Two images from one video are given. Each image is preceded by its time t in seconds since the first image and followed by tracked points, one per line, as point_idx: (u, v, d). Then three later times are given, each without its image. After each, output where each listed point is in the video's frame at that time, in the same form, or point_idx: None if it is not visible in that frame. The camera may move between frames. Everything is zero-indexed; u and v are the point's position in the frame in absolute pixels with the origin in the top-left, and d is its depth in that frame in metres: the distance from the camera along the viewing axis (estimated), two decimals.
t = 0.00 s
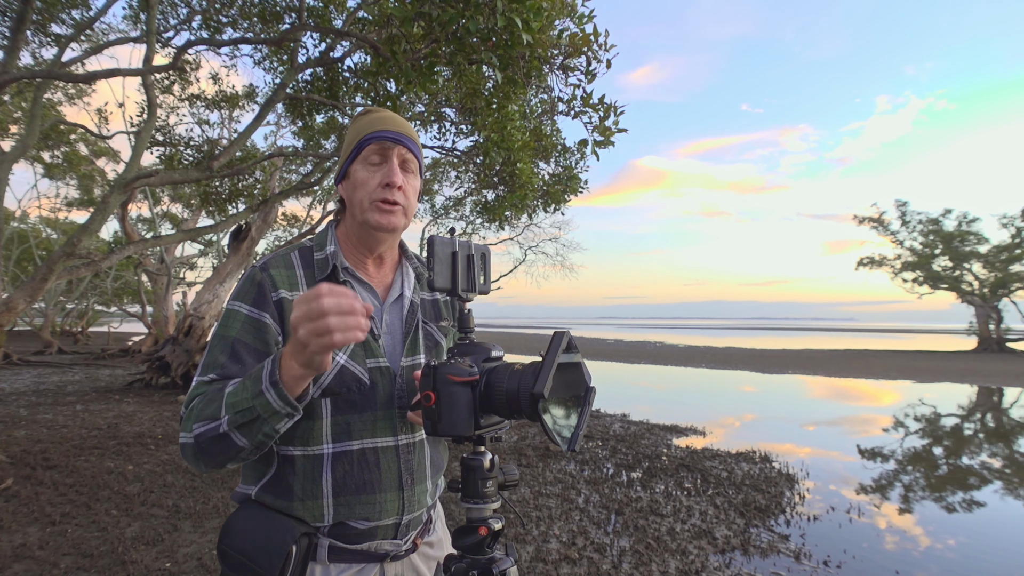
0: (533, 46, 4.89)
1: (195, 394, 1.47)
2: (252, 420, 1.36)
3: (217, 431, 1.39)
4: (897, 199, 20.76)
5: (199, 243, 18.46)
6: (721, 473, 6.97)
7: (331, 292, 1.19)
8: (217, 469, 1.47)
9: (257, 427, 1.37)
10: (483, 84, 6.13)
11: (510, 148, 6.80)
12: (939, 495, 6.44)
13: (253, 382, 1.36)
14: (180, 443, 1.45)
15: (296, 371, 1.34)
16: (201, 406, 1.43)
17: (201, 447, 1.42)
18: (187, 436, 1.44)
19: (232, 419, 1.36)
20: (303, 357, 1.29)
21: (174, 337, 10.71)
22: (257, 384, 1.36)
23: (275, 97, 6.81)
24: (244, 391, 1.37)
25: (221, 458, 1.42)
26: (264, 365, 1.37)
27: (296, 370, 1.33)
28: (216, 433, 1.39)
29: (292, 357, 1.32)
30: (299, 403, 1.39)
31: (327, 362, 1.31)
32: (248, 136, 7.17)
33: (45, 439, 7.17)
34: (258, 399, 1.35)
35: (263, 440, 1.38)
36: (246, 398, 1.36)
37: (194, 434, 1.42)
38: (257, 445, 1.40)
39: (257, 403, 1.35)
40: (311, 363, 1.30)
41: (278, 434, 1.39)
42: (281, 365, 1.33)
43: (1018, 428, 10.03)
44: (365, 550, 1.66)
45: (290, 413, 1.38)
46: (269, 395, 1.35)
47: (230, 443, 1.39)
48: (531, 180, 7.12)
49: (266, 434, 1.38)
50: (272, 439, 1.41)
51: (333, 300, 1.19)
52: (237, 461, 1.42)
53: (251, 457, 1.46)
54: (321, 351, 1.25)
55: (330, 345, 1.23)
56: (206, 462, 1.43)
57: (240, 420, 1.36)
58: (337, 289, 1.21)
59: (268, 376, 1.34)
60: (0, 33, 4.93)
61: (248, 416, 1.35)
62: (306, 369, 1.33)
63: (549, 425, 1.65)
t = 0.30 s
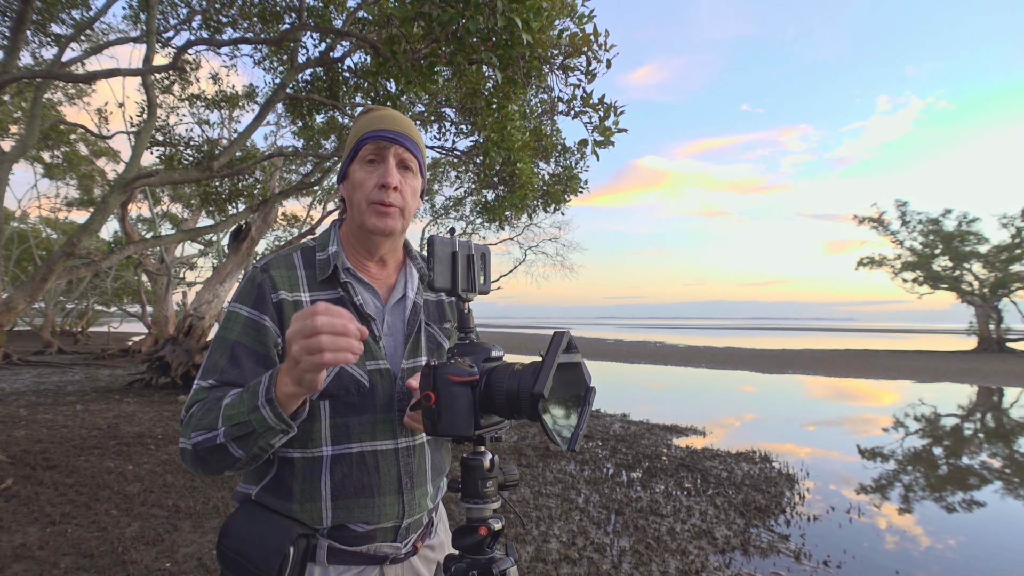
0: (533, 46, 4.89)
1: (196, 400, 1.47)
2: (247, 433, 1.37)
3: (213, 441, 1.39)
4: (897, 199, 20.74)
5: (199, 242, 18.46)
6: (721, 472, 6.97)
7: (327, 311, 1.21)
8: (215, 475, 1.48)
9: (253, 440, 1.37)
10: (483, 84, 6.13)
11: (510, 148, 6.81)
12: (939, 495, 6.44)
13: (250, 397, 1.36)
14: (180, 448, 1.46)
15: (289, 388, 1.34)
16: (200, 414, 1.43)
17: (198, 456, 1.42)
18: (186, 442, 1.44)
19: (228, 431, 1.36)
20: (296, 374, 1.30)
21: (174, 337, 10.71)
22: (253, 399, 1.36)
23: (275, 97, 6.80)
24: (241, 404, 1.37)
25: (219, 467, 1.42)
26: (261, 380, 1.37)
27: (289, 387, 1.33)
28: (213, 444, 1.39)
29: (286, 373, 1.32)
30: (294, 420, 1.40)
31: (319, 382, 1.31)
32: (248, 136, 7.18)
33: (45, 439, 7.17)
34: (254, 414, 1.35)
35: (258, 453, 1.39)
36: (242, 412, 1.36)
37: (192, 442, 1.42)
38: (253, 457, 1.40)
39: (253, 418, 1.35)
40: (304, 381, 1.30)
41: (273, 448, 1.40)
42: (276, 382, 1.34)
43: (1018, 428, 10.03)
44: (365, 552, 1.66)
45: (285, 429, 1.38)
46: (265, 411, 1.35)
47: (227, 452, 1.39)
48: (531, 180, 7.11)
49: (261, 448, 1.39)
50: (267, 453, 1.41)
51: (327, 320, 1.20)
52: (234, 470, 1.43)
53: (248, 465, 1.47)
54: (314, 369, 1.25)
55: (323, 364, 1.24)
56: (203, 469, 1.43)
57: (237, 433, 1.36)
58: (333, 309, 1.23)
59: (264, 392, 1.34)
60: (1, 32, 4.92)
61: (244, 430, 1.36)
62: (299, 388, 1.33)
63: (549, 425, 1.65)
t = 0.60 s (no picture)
0: (533, 46, 4.89)
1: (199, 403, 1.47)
2: (249, 442, 1.37)
3: (216, 448, 1.39)
4: (897, 199, 20.73)
5: (199, 243, 18.46)
6: (721, 473, 6.97)
7: (330, 338, 1.22)
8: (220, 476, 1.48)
9: (256, 448, 1.38)
10: (483, 84, 6.13)
11: (510, 148, 6.80)
12: (939, 495, 6.43)
13: (250, 408, 1.35)
14: (183, 451, 1.46)
15: (290, 404, 1.34)
16: (202, 420, 1.43)
17: (202, 460, 1.42)
18: (189, 446, 1.45)
19: (231, 439, 1.36)
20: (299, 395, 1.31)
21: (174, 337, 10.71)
22: (254, 409, 1.35)
23: (275, 97, 6.80)
24: (242, 414, 1.36)
25: (222, 472, 1.43)
26: (261, 391, 1.36)
27: (290, 404, 1.34)
28: (216, 451, 1.39)
29: (288, 390, 1.32)
30: (295, 429, 1.40)
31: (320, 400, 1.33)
32: (248, 136, 7.18)
33: (45, 439, 7.17)
34: (255, 424, 1.35)
35: (261, 460, 1.39)
36: (244, 422, 1.36)
37: (195, 447, 1.42)
38: (256, 463, 1.41)
39: (254, 428, 1.35)
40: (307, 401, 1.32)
41: (275, 455, 1.40)
42: (278, 394, 1.34)
43: (1018, 428, 10.03)
44: (366, 552, 1.66)
45: (286, 438, 1.39)
46: (266, 423, 1.35)
47: (230, 459, 1.40)
48: (532, 180, 7.11)
49: (263, 455, 1.39)
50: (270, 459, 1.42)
51: (331, 349, 1.21)
52: (238, 474, 1.43)
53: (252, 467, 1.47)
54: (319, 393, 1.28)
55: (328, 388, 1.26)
56: (208, 473, 1.44)
57: (240, 442, 1.36)
58: (334, 335, 1.24)
59: (264, 405, 1.34)
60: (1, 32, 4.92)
61: (247, 439, 1.36)
62: (300, 404, 1.34)
63: (549, 425, 1.65)
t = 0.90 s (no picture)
0: (532, 47, 4.90)
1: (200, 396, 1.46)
2: (251, 428, 1.36)
3: (218, 436, 1.39)
4: (897, 199, 20.71)
5: (199, 243, 18.46)
6: (721, 473, 6.98)
7: (334, 317, 1.20)
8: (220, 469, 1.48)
9: (257, 434, 1.37)
10: (483, 84, 6.13)
11: (510, 148, 6.80)
12: (939, 495, 6.44)
13: (252, 393, 1.35)
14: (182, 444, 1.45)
15: (292, 385, 1.34)
16: (204, 409, 1.43)
17: (203, 450, 1.42)
18: (188, 438, 1.44)
19: (233, 426, 1.36)
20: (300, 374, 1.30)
21: (174, 337, 10.71)
22: (256, 394, 1.35)
23: (275, 97, 6.80)
24: (244, 400, 1.37)
25: (222, 462, 1.42)
26: (262, 375, 1.36)
27: (292, 384, 1.34)
28: (217, 439, 1.39)
29: (290, 372, 1.32)
30: (298, 414, 1.40)
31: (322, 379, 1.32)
32: (248, 136, 7.17)
33: (45, 439, 7.17)
34: (257, 409, 1.35)
35: (262, 447, 1.39)
36: (246, 408, 1.35)
37: (195, 437, 1.42)
38: (256, 451, 1.40)
39: (256, 413, 1.35)
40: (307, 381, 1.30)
41: (276, 441, 1.39)
42: (280, 377, 1.34)
43: (1018, 428, 10.03)
44: (366, 549, 1.66)
45: (288, 423, 1.38)
46: (268, 406, 1.35)
47: (231, 447, 1.39)
48: (531, 180, 7.11)
49: (265, 442, 1.38)
50: (272, 446, 1.41)
51: (335, 327, 1.20)
52: (238, 464, 1.42)
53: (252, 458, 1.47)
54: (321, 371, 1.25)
55: (330, 365, 1.24)
56: (208, 464, 1.43)
57: (241, 428, 1.35)
58: (339, 314, 1.22)
59: (266, 388, 1.34)
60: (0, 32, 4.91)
61: (248, 425, 1.35)
62: (302, 384, 1.34)
63: (549, 425, 1.65)
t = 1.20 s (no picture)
0: (533, 47, 4.88)
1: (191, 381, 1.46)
2: (244, 389, 1.35)
3: (211, 407, 1.37)
4: (897, 199, 20.70)
5: (199, 242, 18.45)
6: (721, 473, 6.97)
7: (320, 237, 1.24)
8: (217, 455, 1.44)
9: (250, 396, 1.35)
10: (483, 84, 6.11)
11: (510, 148, 6.79)
12: (940, 495, 6.42)
13: (243, 349, 1.35)
14: (176, 432, 1.43)
15: (285, 330, 1.33)
16: (197, 389, 1.43)
17: (197, 430, 1.39)
18: (183, 425, 1.42)
19: (225, 390, 1.35)
20: (291, 310, 1.28)
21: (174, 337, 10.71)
22: (247, 350, 1.35)
23: (275, 97, 6.78)
24: (235, 361, 1.36)
25: (217, 439, 1.39)
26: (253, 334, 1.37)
27: (285, 329, 1.33)
28: (210, 410, 1.37)
29: (280, 315, 1.32)
30: (291, 366, 1.38)
31: (315, 316, 1.31)
32: (248, 136, 7.15)
33: (44, 439, 7.16)
34: (249, 364, 1.34)
35: (257, 410, 1.36)
36: (238, 367, 1.34)
37: (189, 418, 1.40)
38: (252, 418, 1.38)
39: (248, 369, 1.34)
40: (300, 318, 1.29)
41: (271, 402, 1.37)
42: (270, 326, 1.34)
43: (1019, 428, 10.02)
44: (363, 550, 1.65)
45: (282, 376, 1.36)
46: (260, 358, 1.33)
47: (225, 417, 1.37)
48: (532, 180, 7.10)
49: (259, 404, 1.36)
50: (267, 410, 1.38)
51: (322, 245, 1.23)
52: (234, 437, 1.39)
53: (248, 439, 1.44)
54: (313, 297, 1.24)
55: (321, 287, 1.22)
56: (203, 444, 1.39)
57: (233, 391, 1.34)
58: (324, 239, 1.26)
59: (257, 340, 1.34)
60: None
61: (240, 385, 1.34)
62: (295, 327, 1.32)
63: (549, 425, 1.64)
